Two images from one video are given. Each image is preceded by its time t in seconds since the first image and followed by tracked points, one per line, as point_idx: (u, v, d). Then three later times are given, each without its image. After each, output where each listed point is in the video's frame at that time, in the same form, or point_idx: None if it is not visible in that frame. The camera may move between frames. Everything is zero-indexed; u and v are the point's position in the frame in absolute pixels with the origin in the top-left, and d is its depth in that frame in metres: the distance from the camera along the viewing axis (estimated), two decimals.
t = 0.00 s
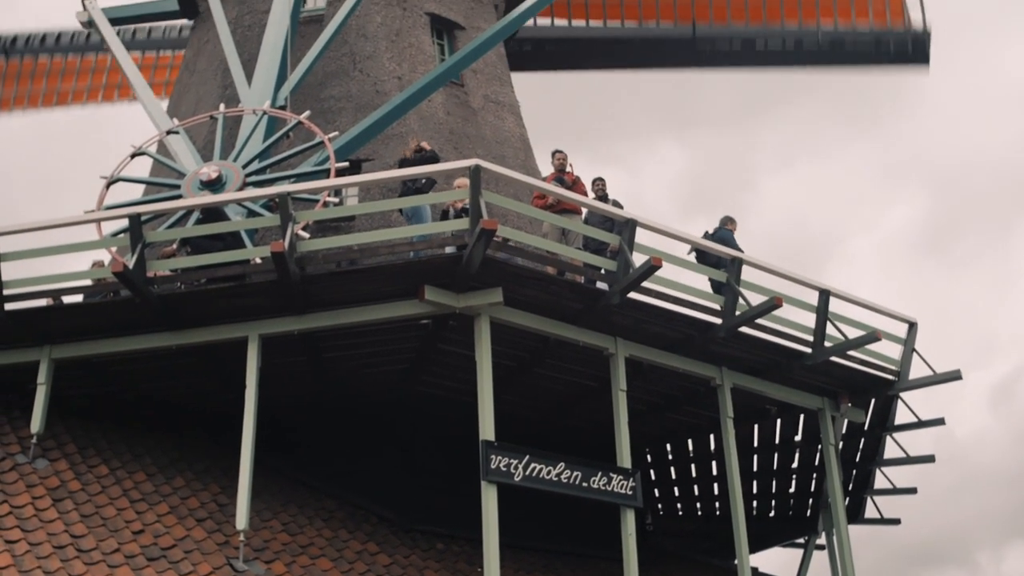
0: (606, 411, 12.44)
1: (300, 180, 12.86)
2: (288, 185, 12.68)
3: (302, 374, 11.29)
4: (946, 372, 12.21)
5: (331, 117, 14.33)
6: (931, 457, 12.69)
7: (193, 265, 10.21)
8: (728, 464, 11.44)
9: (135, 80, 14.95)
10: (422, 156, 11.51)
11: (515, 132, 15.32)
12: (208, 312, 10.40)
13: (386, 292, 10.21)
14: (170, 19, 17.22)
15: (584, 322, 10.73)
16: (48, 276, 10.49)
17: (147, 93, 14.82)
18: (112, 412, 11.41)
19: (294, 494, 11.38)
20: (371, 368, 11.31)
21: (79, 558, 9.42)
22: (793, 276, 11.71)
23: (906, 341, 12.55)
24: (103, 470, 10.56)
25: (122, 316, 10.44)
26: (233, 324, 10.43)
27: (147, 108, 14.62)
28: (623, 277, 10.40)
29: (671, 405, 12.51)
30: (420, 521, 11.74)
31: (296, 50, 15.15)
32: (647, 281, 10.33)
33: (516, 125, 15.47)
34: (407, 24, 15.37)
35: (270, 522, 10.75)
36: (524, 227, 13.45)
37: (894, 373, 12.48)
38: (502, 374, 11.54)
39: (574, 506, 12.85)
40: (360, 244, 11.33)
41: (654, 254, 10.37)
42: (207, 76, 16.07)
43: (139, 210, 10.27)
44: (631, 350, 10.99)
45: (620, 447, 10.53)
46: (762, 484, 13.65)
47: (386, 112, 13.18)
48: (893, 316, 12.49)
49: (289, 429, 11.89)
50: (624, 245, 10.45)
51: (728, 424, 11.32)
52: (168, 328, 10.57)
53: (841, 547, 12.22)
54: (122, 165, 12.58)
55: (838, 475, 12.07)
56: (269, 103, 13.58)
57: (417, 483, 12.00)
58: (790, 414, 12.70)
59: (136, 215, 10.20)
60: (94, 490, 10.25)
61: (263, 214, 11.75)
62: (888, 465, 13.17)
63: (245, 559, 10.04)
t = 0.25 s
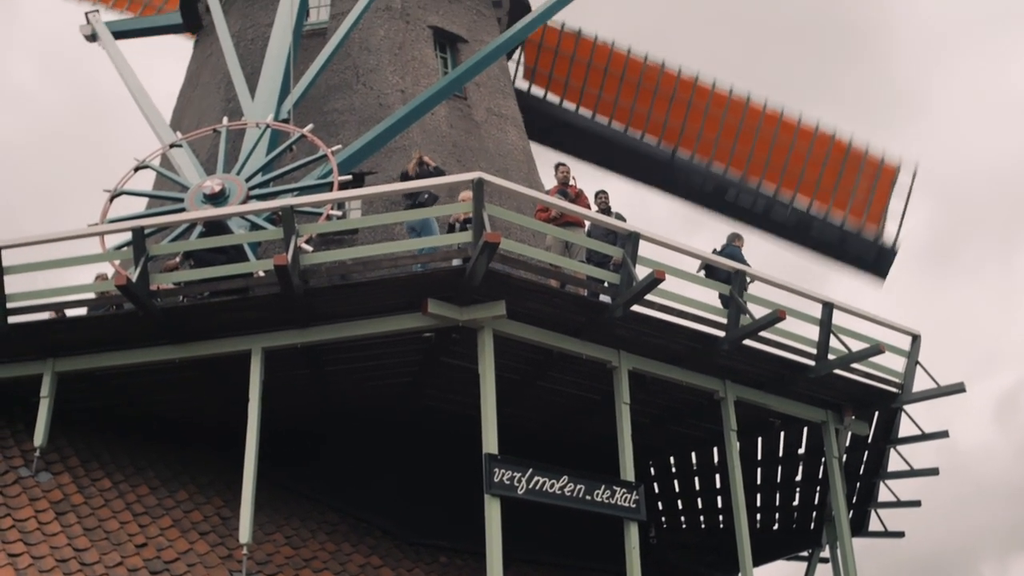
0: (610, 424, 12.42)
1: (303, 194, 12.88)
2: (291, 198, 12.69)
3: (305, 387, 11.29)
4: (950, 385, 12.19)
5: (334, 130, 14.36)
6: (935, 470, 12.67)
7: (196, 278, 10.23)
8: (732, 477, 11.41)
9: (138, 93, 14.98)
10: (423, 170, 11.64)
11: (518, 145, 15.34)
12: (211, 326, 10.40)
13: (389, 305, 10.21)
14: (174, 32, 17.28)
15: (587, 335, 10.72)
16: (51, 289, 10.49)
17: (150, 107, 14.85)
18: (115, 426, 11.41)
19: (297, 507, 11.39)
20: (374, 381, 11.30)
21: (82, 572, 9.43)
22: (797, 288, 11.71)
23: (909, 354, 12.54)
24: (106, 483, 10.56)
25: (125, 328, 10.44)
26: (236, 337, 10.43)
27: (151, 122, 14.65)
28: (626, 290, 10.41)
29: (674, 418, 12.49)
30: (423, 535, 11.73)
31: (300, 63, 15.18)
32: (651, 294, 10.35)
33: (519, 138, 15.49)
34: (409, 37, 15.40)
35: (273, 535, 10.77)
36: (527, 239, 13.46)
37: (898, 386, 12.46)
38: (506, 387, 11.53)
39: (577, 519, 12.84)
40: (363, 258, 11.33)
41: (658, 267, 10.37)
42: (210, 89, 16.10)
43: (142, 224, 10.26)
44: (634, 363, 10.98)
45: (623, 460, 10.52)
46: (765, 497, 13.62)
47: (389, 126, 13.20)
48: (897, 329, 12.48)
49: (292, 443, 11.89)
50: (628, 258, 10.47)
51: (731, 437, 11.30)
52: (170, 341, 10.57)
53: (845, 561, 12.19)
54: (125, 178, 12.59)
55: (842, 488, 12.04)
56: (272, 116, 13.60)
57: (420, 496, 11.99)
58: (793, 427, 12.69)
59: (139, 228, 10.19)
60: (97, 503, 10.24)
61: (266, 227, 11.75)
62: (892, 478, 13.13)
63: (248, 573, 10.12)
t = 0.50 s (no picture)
0: (612, 438, 12.42)
1: (306, 207, 12.90)
2: (294, 211, 12.71)
3: (307, 401, 11.29)
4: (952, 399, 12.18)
5: (337, 144, 14.38)
6: (938, 484, 12.64)
7: (198, 292, 10.25)
8: (734, 491, 11.40)
9: (141, 107, 15.01)
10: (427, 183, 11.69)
11: (520, 159, 15.38)
12: (213, 340, 10.41)
13: (392, 318, 10.22)
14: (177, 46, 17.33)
15: (590, 349, 10.73)
16: (54, 303, 10.50)
17: (153, 120, 14.88)
18: (118, 440, 11.41)
19: (299, 521, 11.39)
20: (376, 395, 11.30)
21: None
22: (799, 302, 11.71)
23: (912, 368, 12.53)
24: (108, 497, 10.55)
25: (127, 342, 10.45)
26: (238, 351, 10.44)
27: (154, 136, 14.69)
28: (629, 303, 10.40)
29: (677, 432, 12.49)
30: (425, 548, 11.72)
31: (302, 77, 15.22)
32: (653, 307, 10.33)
33: (521, 152, 15.52)
34: (412, 51, 15.44)
35: (275, 549, 10.76)
36: (530, 253, 13.47)
37: (901, 400, 12.45)
38: (508, 401, 11.53)
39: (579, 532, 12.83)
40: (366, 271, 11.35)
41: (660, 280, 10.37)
42: (213, 103, 16.15)
43: (145, 237, 10.27)
44: (636, 377, 10.98)
45: (626, 474, 10.51)
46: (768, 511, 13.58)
47: (391, 140, 13.22)
48: (899, 342, 12.47)
49: (295, 457, 11.90)
50: (630, 271, 10.46)
51: (734, 451, 11.29)
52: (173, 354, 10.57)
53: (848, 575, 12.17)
54: (128, 192, 12.61)
55: (844, 502, 12.02)
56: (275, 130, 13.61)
57: (423, 510, 11.99)
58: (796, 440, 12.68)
59: (142, 241, 10.20)
60: (99, 517, 10.23)
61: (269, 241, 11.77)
62: (895, 492, 13.08)
63: None
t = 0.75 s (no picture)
0: (615, 453, 12.41)
1: (309, 222, 12.91)
2: (297, 226, 12.72)
3: (310, 416, 11.28)
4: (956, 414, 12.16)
5: (340, 159, 14.41)
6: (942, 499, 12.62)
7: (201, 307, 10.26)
8: (737, 507, 11.37)
9: (145, 122, 15.05)
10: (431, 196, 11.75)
11: (523, 173, 15.40)
12: (216, 354, 10.41)
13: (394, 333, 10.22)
14: (180, 61, 17.44)
15: (593, 364, 10.72)
16: (57, 318, 10.50)
17: (156, 135, 14.91)
18: (119, 454, 11.41)
19: (302, 536, 11.37)
20: (378, 410, 11.30)
21: None
22: (802, 317, 11.70)
23: (915, 383, 12.51)
24: (110, 511, 10.54)
25: (130, 357, 10.45)
26: (241, 366, 10.44)
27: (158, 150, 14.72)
28: (632, 318, 10.40)
29: (679, 447, 12.47)
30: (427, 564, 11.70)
31: (305, 92, 15.25)
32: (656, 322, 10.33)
33: (524, 167, 15.55)
34: (415, 65, 15.48)
35: (277, 564, 10.74)
36: (532, 267, 13.48)
37: (904, 415, 12.44)
38: (511, 416, 11.52)
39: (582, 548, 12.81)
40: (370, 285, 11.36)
41: (663, 296, 10.37)
42: (217, 117, 16.19)
43: (148, 252, 10.28)
44: (639, 392, 10.97)
45: (629, 489, 10.49)
46: (771, 526, 13.53)
47: (394, 154, 13.24)
48: (902, 357, 12.46)
49: (297, 472, 11.89)
50: (633, 286, 10.46)
51: (737, 466, 11.28)
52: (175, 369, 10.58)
53: None
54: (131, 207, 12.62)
55: (847, 517, 11.99)
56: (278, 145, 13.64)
57: (425, 526, 11.97)
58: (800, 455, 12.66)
59: (145, 256, 10.21)
60: (101, 532, 10.22)
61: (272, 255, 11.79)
62: (898, 508, 13.01)
63: None
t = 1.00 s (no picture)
0: (617, 468, 12.39)
1: (311, 237, 12.93)
2: (299, 240, 12.73)
3: (312, 431, 11.28)
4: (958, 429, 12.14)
5: (342, 173, 14.43)
6: (945, 515, 12.58)
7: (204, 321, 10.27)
8: (740, 522, 11.34)
9: (148, 136, 15.10)
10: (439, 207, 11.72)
11: (525, 188, 15.42)
12: (217, 369, 10.41)
13: (396, 348, 10.22)
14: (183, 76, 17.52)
15: (595, 379, 10.72)
16: (59, 332, 10.51)
17: (159, 149, 14.95)
18: (121, 469, 11.40)
19: (303, 551, 11.35)
20: (380, 425, 11.29)
21: None
22: (804, 332, 11.70)
23: (917, 398, 12.50)
24: (112, 525, 10.52)
25: (132, 371, 10.45)
26: (243, 381, 10.43)
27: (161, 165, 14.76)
28: (634, 333, 10.41)
29: (682, 462, 12.45)
30: None
31: (308, 107, 15.29)
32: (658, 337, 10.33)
33: (527, 182, 15.58)
34: (418, 80, 15.52)
35: None
36: (535, 282, 13.49)
37: (907, 430, 12.44)
38: (513, 431, 11.51)
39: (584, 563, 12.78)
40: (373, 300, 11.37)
41: (665, 311, 10.37)
42: (220, 132, 16.24)
43: (150, 266, 10.29)
44: (641, 407, 10.96)
45: (631, 505, 10.46)
46: (774, 541, 13.41)
47: (397, 169, 13.27)
48: (905, 372, 12.45)
49: (299, 487, 11.88)
50: (635, 301, 10.47)
51: (739, 481, 11.26)
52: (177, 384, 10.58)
53: None
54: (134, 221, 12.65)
55: (849, 533, 11.98)
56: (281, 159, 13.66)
57: (427, 540, 11.96)
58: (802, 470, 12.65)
59: (147, 271, 10.22)
60: (102, 546, 10.20)
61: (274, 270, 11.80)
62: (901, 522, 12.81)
63: None
